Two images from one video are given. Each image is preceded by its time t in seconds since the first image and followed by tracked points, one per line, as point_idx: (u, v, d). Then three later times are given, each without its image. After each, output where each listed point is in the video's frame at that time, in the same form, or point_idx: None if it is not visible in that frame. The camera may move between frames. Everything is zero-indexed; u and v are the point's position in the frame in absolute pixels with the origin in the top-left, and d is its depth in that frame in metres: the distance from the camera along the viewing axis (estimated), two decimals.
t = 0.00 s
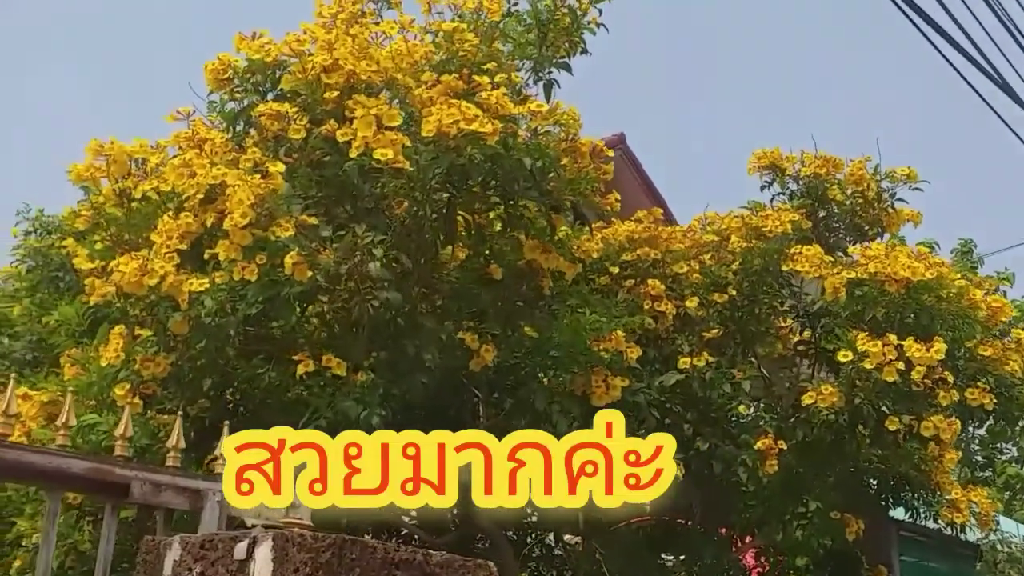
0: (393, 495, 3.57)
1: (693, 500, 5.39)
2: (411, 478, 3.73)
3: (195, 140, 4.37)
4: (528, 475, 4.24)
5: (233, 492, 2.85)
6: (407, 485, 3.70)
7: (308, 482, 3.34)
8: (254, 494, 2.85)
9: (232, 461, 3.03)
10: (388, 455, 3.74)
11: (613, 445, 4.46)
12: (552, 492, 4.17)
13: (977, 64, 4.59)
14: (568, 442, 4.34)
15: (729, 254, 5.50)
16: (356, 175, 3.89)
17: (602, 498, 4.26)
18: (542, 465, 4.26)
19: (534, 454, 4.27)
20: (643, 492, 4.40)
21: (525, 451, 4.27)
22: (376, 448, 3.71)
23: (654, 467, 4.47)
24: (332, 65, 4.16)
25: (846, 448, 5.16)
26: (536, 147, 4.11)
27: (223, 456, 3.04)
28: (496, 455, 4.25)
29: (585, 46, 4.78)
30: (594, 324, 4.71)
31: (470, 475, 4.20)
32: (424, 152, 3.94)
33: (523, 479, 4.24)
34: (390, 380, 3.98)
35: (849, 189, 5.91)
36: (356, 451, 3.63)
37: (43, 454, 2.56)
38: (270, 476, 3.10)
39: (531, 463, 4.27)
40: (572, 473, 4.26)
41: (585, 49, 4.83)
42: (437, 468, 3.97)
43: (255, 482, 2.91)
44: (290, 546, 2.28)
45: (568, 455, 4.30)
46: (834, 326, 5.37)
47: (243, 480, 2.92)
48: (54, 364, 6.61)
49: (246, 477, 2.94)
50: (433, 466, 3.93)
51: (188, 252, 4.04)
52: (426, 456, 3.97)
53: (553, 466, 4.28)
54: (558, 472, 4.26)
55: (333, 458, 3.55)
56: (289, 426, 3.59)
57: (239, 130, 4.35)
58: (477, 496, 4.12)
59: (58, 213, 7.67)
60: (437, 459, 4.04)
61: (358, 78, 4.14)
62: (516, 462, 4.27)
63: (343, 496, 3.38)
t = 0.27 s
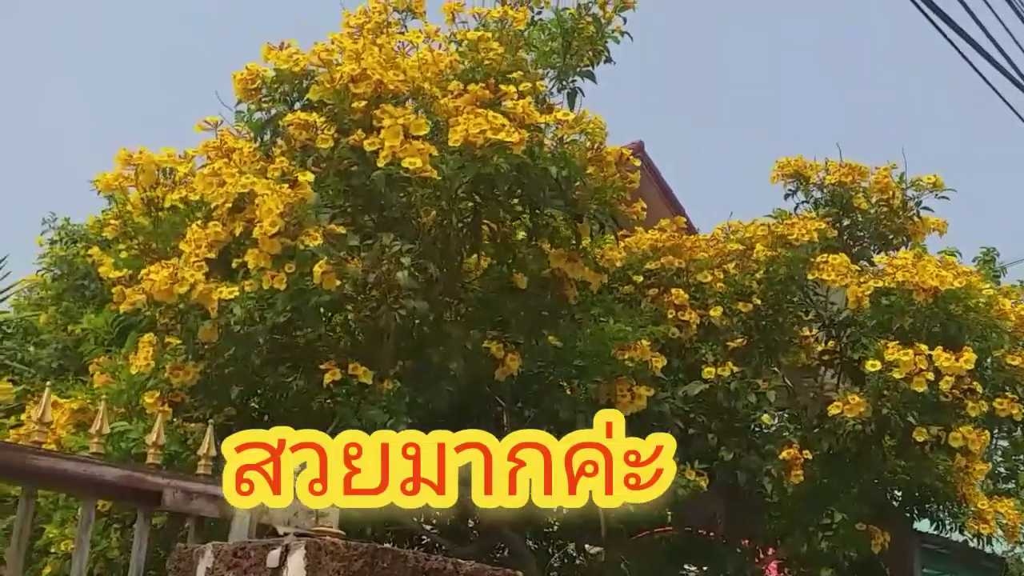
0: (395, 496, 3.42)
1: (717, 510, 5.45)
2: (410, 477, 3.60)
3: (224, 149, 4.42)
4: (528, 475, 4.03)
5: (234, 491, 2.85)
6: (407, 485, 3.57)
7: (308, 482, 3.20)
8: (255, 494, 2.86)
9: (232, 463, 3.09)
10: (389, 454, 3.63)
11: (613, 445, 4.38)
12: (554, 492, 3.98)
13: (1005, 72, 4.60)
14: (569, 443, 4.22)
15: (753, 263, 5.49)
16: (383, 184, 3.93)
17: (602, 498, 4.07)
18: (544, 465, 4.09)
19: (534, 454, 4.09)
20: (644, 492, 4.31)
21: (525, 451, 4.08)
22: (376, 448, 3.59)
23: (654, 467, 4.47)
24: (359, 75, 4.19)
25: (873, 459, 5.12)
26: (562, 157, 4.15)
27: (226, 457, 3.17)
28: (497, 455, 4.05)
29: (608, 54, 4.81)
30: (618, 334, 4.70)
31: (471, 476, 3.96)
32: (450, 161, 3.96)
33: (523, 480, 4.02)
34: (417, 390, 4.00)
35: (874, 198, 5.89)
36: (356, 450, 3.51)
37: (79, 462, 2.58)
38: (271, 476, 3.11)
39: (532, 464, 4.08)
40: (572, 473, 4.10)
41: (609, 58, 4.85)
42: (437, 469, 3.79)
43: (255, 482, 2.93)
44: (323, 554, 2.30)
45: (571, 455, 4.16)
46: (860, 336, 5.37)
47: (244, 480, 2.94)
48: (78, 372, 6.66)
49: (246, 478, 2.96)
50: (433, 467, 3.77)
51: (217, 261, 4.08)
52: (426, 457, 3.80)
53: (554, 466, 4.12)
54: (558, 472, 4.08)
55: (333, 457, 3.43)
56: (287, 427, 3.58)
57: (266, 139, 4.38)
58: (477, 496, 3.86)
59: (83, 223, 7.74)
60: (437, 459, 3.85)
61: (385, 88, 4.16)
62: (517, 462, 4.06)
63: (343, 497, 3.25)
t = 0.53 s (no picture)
0: (392, 496, 3.58)
1: (733, 520, 5.27)
2: (410, 477, 3.70)
3: (243, 157, 4.39)
4: (528, 475, 4.07)
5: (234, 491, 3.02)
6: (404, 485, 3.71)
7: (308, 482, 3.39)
8: (255, 494, 3.03)
9: (233, 463, 3.30)
10: (388, 454, 3.75)
11: (613, 444, 4.31)
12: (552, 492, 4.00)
13: None
14: (569, 445, 4.19)
15: (771, 271, 5.43)
16: (402, 190, 4.01)
17: (602, 498, 4.07)
18: (544, 464, 4.09)
19: (534, 454, 4.09)
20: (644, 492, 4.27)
21: (525, 451, 4.09)
22: (375, 449, 3.74)
23: (654, 466, 4.40)
24: (379, 83, 4.23)
25: (892, 469, 5.07)
26: (580, 163, 4.21)
27: (226, 457, 3.37)
28: (498, 456, 4.08)
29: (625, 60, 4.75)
30: (636, 342, 4.61)
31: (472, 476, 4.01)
32: (469, 168, 4.02)
33: (523, 479, 4.06)
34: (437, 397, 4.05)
35: (891, 205, 5.87)
36: (356, 451, 3.69)
37: (100, 468, 2.55)
38: (272, 476, 3.36)
39: (532, 463, 4.09)
40: (572, 473, 4.08)
41: (627, 65, 4.82)
42: (437, 469, 3.86)
43: (255, 482, 3.12)
44: (346, 564, 2.32)
45: (570, 455, 4.15)
46: (882, 346, 5.24)
47: (244, 480, 3.14)
48: (94, 378, 6.69)
49: (247, 478, 3.17)
50: (432, 466, 3.85)
51: (235, 268, 4.10)
52: (427, 457, 3.86)
53: (554, 465, 4.11)
54: (559, 472, 4.09)
55: (333, 457, 3.65)
56: (288, 427, 3.82)
57: (285, 147, 4.40)
58: (477, 496, 3.92)
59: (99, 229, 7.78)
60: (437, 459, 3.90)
61: (405, 96, 4.23)
62: (516, 462, 4.09)
63: (340, 498, 3.43)
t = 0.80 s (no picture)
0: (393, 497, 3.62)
1: (748, 530, 5.36)
2: (411, 477, 3.73)
3: (261, 168, 4.47)
4: (528, 476, 4.04)
5: (234, 491, 3.21)
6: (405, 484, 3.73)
7: (308, 482, 3.45)
8: (253, 495, 3.21)
9: (234, 463, 3.45)
10: (388, 454, 3.75)
11: (613, 444, 4.28)
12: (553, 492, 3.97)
13: None
14: (569, 444, 4.15)
15: (786, 281, 5.43)
16: (420, 202, 3.98)
17: (602, 498, 4.03)
18: (544, 463, 4.06)
19: (534, 454, 4.07)
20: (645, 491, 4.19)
21: (525, 451, 4.07)
22: (375, 448, 3.74)
23: (655, 466, 4.31)
24: (397, 95, 4.24)
25: (909, 480, 5.00)
26: (596, 173, 4.22)
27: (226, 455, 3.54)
28: (497, 456, 4.05)
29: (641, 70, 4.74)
30: (652, 353, 4.64)
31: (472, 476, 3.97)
32: (487, 179, 4.04)
33: (523, 479, 4.03)
34: (452, 407, 4.04)
35: (907, 216, 5.87)
36: (355, 451, 3.71)
37: (122, 477, 2.56)
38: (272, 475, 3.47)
39: (532, 464, 4.07)
40: (572, 473, 4.06)
41: (641, 75, 4.79)
42: (437, 468, 3.84)
43: (255, 483, 3.30)
44: (366, 572, 2.33)
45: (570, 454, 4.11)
46: (896, 355, 5.28)
47: (244, 481, 3.31)
48: (108, 385, 6.74)
49: (247, 478, 3.34)
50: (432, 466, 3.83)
51: (253, 278, 4.17)
52: (427, 457, 3.83)
53: (554, 465, 4.07)
54: (559, 472, 4.06)
55: (333, 457, 3.68)
56: (288, 427, 3.79)
57: (303, 158, 4.42)
58: (477, 496, 3.91)
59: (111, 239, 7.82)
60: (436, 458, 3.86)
61: (422, 108, 4.24)
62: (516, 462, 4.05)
63: (338, 498, 3.48)
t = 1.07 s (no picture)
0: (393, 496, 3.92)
1: (754, 541, 5.27)
2: (410, 477, 3.93)
3: (270, 178, 4.47)
4: (528, 475, 4.19)
5: (235, 492, 3.53)
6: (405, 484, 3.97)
7: (309, 482, 3.71)
8: (254, 494, 3.51)
9: (234, 464, 3.72)
10: (388, 454, 3.93)
11: (613, 445, 4.37)
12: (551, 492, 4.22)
13: None
14: (570, 443, 4.28)
15: (793, 290, 5.43)
16: (430, 212, 4.00)
17: (603, 498, 4.32)
18: (544, 464, 4.24)
19: (534, 454, 4.22)
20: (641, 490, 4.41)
21: (525, 452, 4.20)
22: (376, 448, 3.92)
23: (655, 465, 4.45)
24: (406, 105, 4.26)
25: (917, 490, 5.03)
26: (604, 183, 4.23)
27: (226, 455, 3.80)
28: (497, 456, 4.14)
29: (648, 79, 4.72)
30: (659, 361, 4.63)
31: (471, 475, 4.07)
32: (496, 189, 4.06)
33: (524, 479, 4.19)
34: (460, 415, 4.03)
35: (915, 225, 5.86)
36: (356, 451, 3.90)
37: (135, 485, 2.56)
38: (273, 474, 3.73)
39: (532, 464, 4.22)
40: (572, 473, 4.29)
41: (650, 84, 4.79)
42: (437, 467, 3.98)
43: (254, 483, 3.58)
44: None
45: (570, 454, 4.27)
46: (905, 365, 5.30)
47: (244, 480, 3.61)
48: (114, 393, 6.76)
49: (247, 478, 3.62)
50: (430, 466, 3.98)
51: (262, 287, 4.18)
52: (427, 457, 3.96)
53: (555, 464, 4.26)
54: (559, 472, 4.27)
55: (333, 457, 3.89)
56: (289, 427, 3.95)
57: (312, 167, 4.46)
58: (477, 496, 4.12)
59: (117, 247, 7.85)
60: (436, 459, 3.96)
61: (431, 117, 4.26)
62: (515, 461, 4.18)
63: (342, 495, 3.79)
